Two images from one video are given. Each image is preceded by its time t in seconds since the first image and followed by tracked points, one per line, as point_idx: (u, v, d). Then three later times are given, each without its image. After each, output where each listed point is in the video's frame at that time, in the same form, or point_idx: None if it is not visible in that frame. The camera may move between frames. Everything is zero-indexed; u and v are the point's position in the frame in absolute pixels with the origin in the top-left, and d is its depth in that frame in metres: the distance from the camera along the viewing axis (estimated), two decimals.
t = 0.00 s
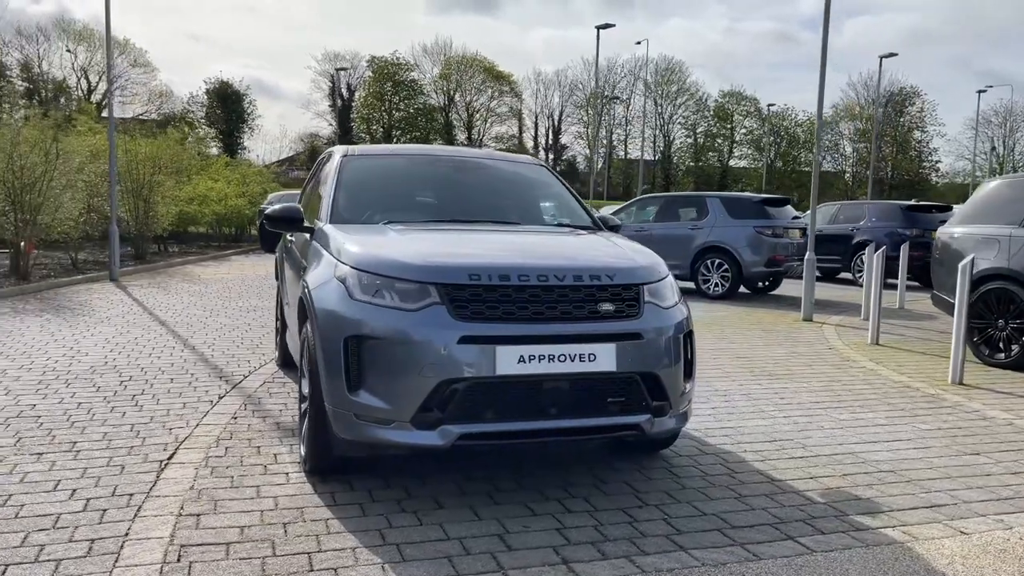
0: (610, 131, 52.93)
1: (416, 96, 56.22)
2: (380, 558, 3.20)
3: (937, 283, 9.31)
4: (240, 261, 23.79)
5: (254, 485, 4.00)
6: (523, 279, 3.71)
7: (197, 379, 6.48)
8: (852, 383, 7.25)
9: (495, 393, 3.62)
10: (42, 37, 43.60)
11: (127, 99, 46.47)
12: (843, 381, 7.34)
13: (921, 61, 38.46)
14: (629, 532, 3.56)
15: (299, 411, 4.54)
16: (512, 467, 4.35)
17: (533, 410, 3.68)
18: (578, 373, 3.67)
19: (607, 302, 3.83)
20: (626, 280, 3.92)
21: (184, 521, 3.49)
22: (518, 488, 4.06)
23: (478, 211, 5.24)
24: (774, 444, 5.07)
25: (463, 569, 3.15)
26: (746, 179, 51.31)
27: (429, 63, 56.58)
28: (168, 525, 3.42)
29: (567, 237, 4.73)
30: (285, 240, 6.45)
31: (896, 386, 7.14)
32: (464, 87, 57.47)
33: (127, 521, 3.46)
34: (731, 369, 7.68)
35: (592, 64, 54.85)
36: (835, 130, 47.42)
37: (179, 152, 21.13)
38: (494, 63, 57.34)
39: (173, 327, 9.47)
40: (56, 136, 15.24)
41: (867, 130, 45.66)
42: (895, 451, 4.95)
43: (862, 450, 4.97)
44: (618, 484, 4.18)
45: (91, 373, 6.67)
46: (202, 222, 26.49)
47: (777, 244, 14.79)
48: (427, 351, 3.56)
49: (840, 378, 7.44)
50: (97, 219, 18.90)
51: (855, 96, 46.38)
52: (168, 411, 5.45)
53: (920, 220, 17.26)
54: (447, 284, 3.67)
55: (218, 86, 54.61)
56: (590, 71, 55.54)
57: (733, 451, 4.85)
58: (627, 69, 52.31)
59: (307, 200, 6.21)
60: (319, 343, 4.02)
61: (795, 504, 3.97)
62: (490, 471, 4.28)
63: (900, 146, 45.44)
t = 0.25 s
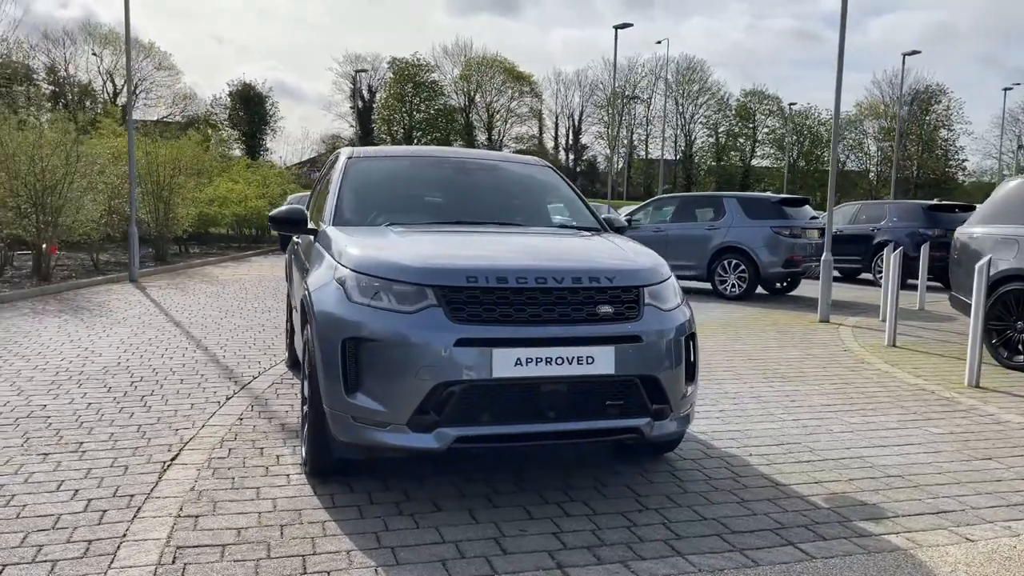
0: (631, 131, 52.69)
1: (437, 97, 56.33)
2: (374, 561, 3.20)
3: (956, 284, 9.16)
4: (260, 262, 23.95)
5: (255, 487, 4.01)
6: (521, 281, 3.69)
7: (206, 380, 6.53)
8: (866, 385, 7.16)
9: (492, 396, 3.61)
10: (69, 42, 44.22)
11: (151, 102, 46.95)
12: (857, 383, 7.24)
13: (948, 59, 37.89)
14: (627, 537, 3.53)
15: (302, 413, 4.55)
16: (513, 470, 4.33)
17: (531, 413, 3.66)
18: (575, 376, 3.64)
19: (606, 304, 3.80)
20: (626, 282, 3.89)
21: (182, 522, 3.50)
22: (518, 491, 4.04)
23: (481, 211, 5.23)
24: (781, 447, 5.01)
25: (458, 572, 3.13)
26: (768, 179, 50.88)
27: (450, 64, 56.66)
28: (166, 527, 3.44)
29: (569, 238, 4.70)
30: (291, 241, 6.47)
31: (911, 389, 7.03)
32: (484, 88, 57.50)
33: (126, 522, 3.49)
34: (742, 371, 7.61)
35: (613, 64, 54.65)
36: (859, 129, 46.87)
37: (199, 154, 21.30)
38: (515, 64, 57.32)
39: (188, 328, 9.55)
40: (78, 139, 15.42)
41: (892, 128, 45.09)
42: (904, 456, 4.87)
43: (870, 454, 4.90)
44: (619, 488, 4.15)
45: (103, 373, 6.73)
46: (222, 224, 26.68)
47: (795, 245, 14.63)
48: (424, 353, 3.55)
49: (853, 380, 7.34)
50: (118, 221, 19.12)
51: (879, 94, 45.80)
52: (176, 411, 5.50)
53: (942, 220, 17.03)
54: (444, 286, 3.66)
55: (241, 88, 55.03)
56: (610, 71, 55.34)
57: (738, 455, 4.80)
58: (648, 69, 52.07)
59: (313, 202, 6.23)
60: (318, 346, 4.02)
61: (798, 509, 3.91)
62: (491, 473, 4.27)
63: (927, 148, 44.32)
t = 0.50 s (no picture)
0: (657, 130, 52.41)
1: (463, 98, 56.47)
2: (370, 561, 3.20)
3: (980, 284, 8.99)
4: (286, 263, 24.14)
5: (259, 486, 4.03)
6: (521, 281, 3.67)
7: (221, 379, 6.59)
8: (885, 387, 7.04)
9: (492, 396, 3.59)
10: (102, 46, 44.97)
11: (182, 105, 47.57)
12: (875, 385, 7.13)
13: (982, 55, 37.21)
14: (627, 539, 3.50)
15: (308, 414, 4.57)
16: (517, 470, 4.31)
17: (531, 413, 3.64)
18: (575, 376, 3.62)
19: (607, 305, 3.77)
20: (628, 282, 3.86)
21: (184, 520, 3.53)
22: (520, 492, 4.03)
23: (488, 210, 5.23)
24: (791, 449, 4.94)
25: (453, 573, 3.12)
26: (797, 178, 50.33)
27: (476, 65, 56.78)
28: (168, 525, 3.46)
29: (575, 238, 4.68)
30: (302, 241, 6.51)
31: (931, 391, 6.91)
32: (509, 89, 57.54)
33: (129, 519, 3.52)
34: (759, 372, 7.53)
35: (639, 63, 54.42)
36: (890, 127, 46.19)
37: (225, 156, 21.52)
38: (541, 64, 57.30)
39: (208, 328, 9.65)
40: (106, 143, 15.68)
41: (923, 126, 44.38)
42: (918, 459, 4.78)
43: (883, 457, 4.82)
44: (623, 489, 4.11)
45: (120, 372, 6.82)
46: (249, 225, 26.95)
47: (818, 244, 14.45)
48: (423, 353, 3.55)
49: (871, 382, 7.23)
50: (146, 222, 19.39)
51: (911, 91, 45.08)
52: (188, 410, 5.55)
53: (971, 219, 16.75)
54: (444, 287, 3.65)
55: (269, 91, 55.60)
56: (636, 70, 55.10)
57: (747, 457, 4.74)
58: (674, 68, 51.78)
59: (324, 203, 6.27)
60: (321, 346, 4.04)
61: (804, 512, 3.86)
62: (494, 474, 4.25)
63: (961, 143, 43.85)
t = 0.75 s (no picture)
0: (683, 129, 52.09)
1: (489, 98, 56.56)
2: (366, 557, 3.21)
3: (1005, 283, 8.82)
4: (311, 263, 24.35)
5: (262, 481, 4.08)
6: (520, 279, 3.67)
7: (235, 376, 6.67)
8: (903, 387, 6.94)
9: (489, 395, 3.60)
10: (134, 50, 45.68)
11: (212, 107, 48.17)
12: (892, 385, 7.03)
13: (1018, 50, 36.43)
14: (624, 538, 3.49)
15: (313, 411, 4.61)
16: (519, 468, 4.31)
17: (529, 411, 3.64)
18: (574, 374, 3.61)
19: (607, 303, 3.76)
20: (628, 280, 3.84)
21: (185, 515, 3.58)
22: (521, 490, 4.02)
23: (493, 209, 5.23)
24: (800, 449, 4.89)
25: (447, 570, 3.13)
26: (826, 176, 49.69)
27: (502, 65, 56.83)
28: (169, 520, 3.51)
29: (579, 237, 4.67)
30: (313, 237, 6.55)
31: (949, 391, 6.80)
32: (535, 88, 57.48)
33: (132, 514, 3.58)
34: (774, 372, 7.45)
35: (665, 62, 54.10)
36: (922, 124, 45.42)
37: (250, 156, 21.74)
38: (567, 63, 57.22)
39: (228, 326, 9.77)
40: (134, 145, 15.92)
41: (956, 123, 43.59)
42: (928, 460, 4.71)
43: (893, 457, 4.75)
44: (625, 488, 4.09)
45: (137, 369, 6.93)
46: (275, 225, 27.21)
47: (841, 243, 14.24)
48: (421, 350, 3.56)
49: (888, 382, 7.13)
50: (173, 223, 19.67)
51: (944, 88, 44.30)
52: (200, 407, 5.62)
53: (1001, 217, 16.46)
54: (442, 285, 3.66)
55: (297, 92, 56.12)
56: (663, 68, 54.79)
57: (754, 456, 4.70)
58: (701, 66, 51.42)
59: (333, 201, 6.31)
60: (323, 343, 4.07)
61: (807, 512, 3.82)
62: (496, 471, 4.26)
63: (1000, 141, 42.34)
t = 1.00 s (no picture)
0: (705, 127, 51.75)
1: (510, 98, 56.54)
2: (359, 555, 3.23)
3: None
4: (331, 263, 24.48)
5: (264, 479, 4.12)
6: (517, 279, 3.67)
7: (246, 375, 6.74)
8: (916, 387, 6.86)
9: (485, 395, 3.61)
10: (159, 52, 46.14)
11: (235, 108, 48.60)
12: (905, 385, 6.95)
13: None
14: (619, 538, 3.48)
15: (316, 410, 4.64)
16: (519, 468, 4.32)
17: (525, 411, 3.65)
18: (569, 374, 3.61)
19: (604, 303, 3.76)
20: (626, 279, 3.84)
21: (185, 512, 3.62)
22: (519, 489, 4.03)
23: (496, 209, 5.25)
24: (805, 450, 4.85)
25: (440, 568, 3.15)
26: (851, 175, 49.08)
27: (523, 64, 56.79)
28: (170, 516, 3.56)
29: (581, 237, 4.66)
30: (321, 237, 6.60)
31: (964, 392, 6.70)
32: (556, 88, 57.31)
33: (134, 510, 3.63)
34: (786, 372, 7.38)
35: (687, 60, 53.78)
36: (948, 122, 44.74)
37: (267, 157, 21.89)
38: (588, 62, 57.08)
39: (243, 325, 9.87)
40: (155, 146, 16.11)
41: (984, 121, 42.88)
42: (935, 461, 4.65)
43: (899, 458, 4.70)
44: (624, 488, 4.09)
45: (150, 368, 7.02)
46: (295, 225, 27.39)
47: (859, 243, 14.01)
48: (417, 350, 3.58)
49: (902, 383, 7.05)
50: (194, 223, 19.88)
51: (971, 84, 43.61)
52: (208, 405, 5.68)
53: None
54: (439, 285, 3.67)
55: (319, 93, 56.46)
56: (684, 67, 54.46)
57: (758, 457, 4.67)
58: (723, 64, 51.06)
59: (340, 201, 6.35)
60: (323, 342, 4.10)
61: (806, 514, 3.79)
62: (495, 471, 4.27)
63: None
